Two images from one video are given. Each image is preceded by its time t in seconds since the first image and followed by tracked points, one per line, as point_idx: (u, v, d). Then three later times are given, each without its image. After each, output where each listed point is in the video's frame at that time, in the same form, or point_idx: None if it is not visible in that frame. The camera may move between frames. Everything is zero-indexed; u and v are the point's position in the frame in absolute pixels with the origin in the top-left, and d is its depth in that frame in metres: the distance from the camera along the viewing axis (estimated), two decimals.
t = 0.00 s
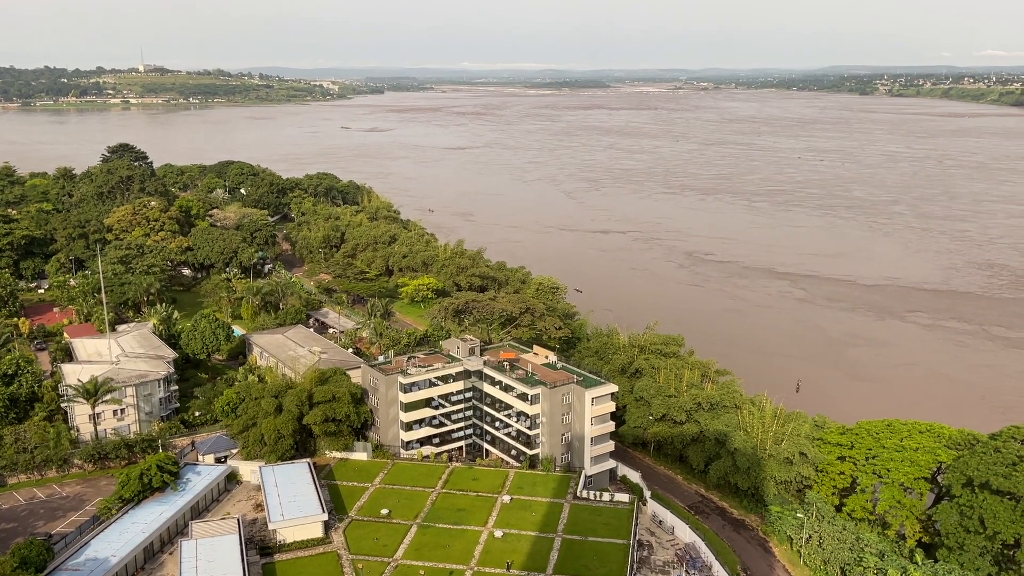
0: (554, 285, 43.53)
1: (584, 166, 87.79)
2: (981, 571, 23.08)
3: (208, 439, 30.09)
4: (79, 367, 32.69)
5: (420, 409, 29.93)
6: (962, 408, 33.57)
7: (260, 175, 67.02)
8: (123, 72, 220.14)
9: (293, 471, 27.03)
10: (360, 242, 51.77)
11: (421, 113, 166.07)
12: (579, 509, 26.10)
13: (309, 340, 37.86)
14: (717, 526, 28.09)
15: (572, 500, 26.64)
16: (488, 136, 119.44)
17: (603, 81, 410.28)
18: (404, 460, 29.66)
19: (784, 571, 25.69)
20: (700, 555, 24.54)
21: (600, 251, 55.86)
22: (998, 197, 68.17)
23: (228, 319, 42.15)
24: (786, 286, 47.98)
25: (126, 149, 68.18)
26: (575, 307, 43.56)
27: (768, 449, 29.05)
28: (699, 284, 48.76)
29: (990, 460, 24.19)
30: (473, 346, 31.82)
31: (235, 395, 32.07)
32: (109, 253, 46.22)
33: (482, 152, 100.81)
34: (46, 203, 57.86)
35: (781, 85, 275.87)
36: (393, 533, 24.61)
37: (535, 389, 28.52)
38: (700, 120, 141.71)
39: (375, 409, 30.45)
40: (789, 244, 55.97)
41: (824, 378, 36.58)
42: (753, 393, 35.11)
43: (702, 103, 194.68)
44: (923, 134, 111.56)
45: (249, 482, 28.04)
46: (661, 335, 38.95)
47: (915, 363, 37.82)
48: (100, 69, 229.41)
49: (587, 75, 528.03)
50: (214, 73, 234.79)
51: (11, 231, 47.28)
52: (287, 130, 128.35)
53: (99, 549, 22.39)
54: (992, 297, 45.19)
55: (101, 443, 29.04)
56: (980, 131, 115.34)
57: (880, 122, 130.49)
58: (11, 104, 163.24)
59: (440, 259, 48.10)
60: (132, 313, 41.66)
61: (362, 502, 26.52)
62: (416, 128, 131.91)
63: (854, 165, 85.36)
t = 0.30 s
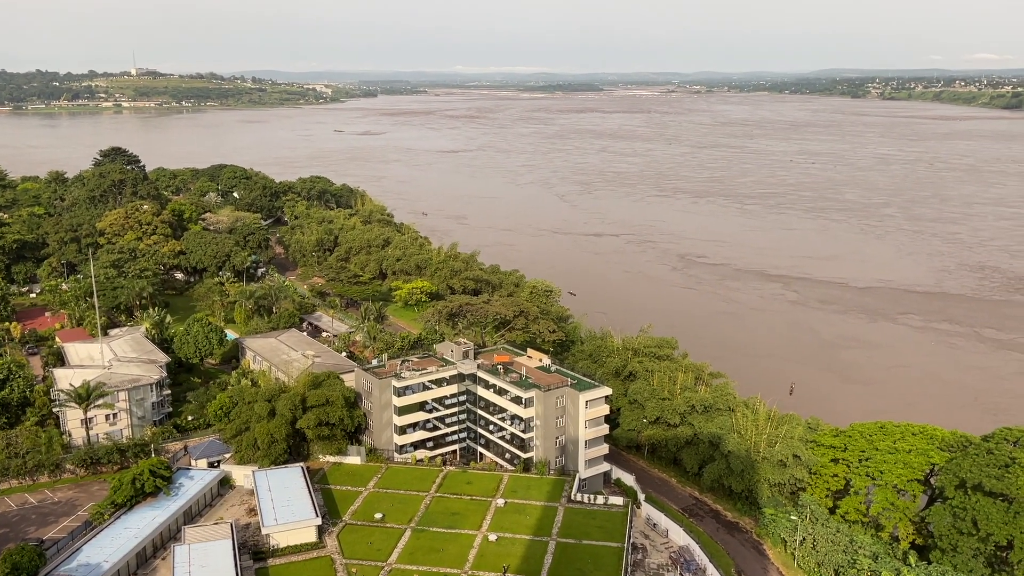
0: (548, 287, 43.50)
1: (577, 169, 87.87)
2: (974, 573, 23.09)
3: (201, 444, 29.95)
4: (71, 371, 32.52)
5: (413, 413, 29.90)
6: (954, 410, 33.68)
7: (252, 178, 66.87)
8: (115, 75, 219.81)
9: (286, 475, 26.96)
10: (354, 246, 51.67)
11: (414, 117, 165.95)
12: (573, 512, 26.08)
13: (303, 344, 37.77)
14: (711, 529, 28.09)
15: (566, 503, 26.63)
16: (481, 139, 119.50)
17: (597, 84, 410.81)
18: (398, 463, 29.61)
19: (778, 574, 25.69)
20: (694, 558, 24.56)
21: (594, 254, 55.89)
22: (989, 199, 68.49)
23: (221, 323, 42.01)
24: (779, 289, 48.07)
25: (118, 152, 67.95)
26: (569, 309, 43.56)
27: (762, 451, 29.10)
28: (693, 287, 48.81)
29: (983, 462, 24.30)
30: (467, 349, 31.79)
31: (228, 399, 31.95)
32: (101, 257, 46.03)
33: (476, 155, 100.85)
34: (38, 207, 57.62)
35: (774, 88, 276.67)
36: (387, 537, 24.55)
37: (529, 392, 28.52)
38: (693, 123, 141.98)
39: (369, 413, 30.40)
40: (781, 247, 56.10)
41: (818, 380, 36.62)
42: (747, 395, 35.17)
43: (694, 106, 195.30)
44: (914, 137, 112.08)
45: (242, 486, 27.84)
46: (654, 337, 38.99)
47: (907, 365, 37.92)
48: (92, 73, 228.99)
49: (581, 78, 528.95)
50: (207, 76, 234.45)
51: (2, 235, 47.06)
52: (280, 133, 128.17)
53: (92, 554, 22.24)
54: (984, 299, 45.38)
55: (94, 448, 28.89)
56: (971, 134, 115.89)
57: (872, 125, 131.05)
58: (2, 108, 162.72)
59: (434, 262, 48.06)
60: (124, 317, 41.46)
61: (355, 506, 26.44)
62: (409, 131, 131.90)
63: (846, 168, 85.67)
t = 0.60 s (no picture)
0: (542, 291, 43.55)
1: (571, 173, 87.97)
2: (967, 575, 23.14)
3: (195, 448, 29.86)
4: (64, 376, 32.43)
5: (407, 416, 29.95)
6: (946, 412, 33.79)
7: (246, 182, 66.76)
8: (108, 79, 219.12)
9: (280, 479, 26.88)
10: (348, 249, 51.60)
11: (408, 120, 165.86)
12: (568, 515, 26.09)
13: (297, 348, 37.73)
14: (705, 531, 28.13)
15: (560, 506, 26.63)
16: (475, 143, 119.54)
17: (590, 88, 411.49)
18: (392, 467, 29.56)
19: None
20: (688, 560, 24.59)
21: (588, 257, 55.95)
22: (980, 202, 68.83)
23: (214, 326, 41.90)
24: (772, 291, 48.19)
25: (112, 156, 67.78)
26: (563, 313, 43.58)
27: (756, 454, 29.18)
28: (686, 290, 48.90)
29: (976, 464, 24.41)
30: (461, 352, 31.68)
31: (221, 403, 31.88)
32: (94, 261, 45.88)
33: (470, 159, 100.90)
34: (30, 211, 57.40)
35: (767, 92, 277.54)
36: (382, 541, 24.51)
37: (523, 395, 28.47)
38: (686, 127, 142.30)
39: (363, 417, 30.34)
40: (774, 250, 56.25)
41: (812, 383, 36.66)
42: (741, 398, 35.24)
43: (688, 109, 195.87)
44: (906, 140, 112.62)
45: (236, 490, 27.78)
46: (649, 340, 39.04)
47: (900, 367, 38.03)
48: (84, 77, 228.24)
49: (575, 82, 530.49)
50: (201, 80, 233.97)
51: None
52: (274, 137, 127.94)
53: (85, 559, 22.17)
54: (975, 301, 45.59)
55: (87, 453, 28.81)
56: (962, 137, 116.48)
57: (864, 129, 131.60)
58: None
59: (428, 266, 48.06)
60: (117, 321, 41.35)
61: (350, 510, 26.39)
62: (403, 135, 131.82)
63: (839, 171, 85.98)
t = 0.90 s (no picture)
0: (536, 294, 43.56)
1: (565, 176, 88.02)
2: None
3: (188, 452, 29.74)
4: (56, 380, 32.27)
5: (402, 419, 29.83)
6: (939, 414, 33.87)
7: (240, 185, 66.60)
8: (101, 82, 218.56)
9: (274, 483, 26.80)
10: (342, 252, 51.53)
11: (402, 123, 165.85)
12: (563, 518, 26.06)
13: (291, 351, 37.64)
14: (700, 534, 28.13)
15: (555, 509, 26.60)
16: (469, 145, 119.53)
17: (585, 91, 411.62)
18: (386, 470, 29.52)
19: None
20: (683, 563, 24.60)
21: (582, 259, 55.97)
22: (972, 204, 69.07)
23: (208, 330, 41.77)
24: (765, 294, 48.28)
25: (105, 159, 67.56)
26: (557, 316, 43.57)
27: (751, 457, 29.20)
28: (680, 292, 48.95)
29: (969, 466, 24.46)
30: (456, 355, 31.78)
31: (215, 406, 31.78)
32: (87, 264, 45.74)
33: (464, 161, 100.88)
34: (23, 214, 57.13)
35: (760, 95, 278.29)
36: (376, 544, 24.44)
37: (518, 398, 28.56)
38: (680, 130, 142.58)
39: (357, 420, 30.30)
40: (768, 252, 56.37)
41: (805, 385, 36.72)
42: (735, 401, 35.32)
43: (682, 112, 196.21)
44: (899, 144, 113.03)
45: (230, 494, 27.69)
46: (643, 343, 39.07)
47: (893, 369, 38.12)
48: (77, 80, 227.67)
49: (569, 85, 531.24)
50: (194, 82, 233.50)
51: None
52: (267, 140, 127.75)
53: (78, 564, 22.06)
54: (967, 303, 45.75)
55: (80, 457, 28.67)
56: (954, 140, 116.94)
57: (858, 132, 131.98)
58: None
59: (423, 269, 48.01)
60: (110, 325, 41.19)
61: (344, 514, 26.32)
62: (397, 138, 131.69)
63: (832, 174, 86.19)
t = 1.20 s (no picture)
0: (530, 297, 43.50)
1: (559, 178, 88.04)
2: None
3: (181, 455, 29.62)
4: (48, 383, 32.10)
5: (396, 422, 29.75)
6: (932, 416, 33.94)
7: (233, 187, 66.42)
8: (94, 84, 218.06)
9: (267, 486, 26.69)
10: (336, 255, 51.46)
11: (396, 126, 165.70)
12: (557, 521, 26.00)
13: (284, 354, 37.53)
14: (694, 536, 28.12)
15: (549, 512, 26.55)
16: (462, 148, 119.47)
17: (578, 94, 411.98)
18: (380, 473, 29.44)
19: None
20: (677, 565, 24.60)
21: (575, 262, 55.99)
22: (963, 207, 69.34)
23: (201, 333, 41.63)
24: (758, 296, 48.37)
25: (97, 161, 67.32)
26: (551, 318, 43.52)
27: (744, 459, 29.20)
28: (673, 294, 49.00)
29: (962, 468, 24.51)
30: (449, 359, 31.49)
31: (208, 409, 31.64)
32: (79, 267, 45.55)
33: (458, 164, 100.81)
34: (14, 216, 56.86)
35: (754, 98, 278.90)
36: (370, 548, 24.34)
37: (512, 401, 28.46)
38: (673, 133, 142.82)
39: (351, 423, 30.22)
40: (761, 255, 56.46)
41: (798, 388, 36.75)
42: (729, 403, 35.34)
43: (676, 115, 196.55)
44: (891, 147, 113.37)
45: (222, 498, 27.54)
46: (637, 345, 39.07)
47: (886, 372, 38.20)
48: (70, 82, 227.32)
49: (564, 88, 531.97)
50: (188, 84, 233.05)
51: None
52: (260, 142, 127.48)
53: (69, 568, 21.90)
54: (959, 306, 45.89)
55: (71, 460, 28.51)
56: (946, 143, 117.33)
57: (850, 135, 132.38)
58: None
59: (416, 271, 47.93)
60: (102, 328, 41.02)
61: (337, 517, 26.21)
62: (390, 140, 131.56)
63: (824, 177, 86.43)
